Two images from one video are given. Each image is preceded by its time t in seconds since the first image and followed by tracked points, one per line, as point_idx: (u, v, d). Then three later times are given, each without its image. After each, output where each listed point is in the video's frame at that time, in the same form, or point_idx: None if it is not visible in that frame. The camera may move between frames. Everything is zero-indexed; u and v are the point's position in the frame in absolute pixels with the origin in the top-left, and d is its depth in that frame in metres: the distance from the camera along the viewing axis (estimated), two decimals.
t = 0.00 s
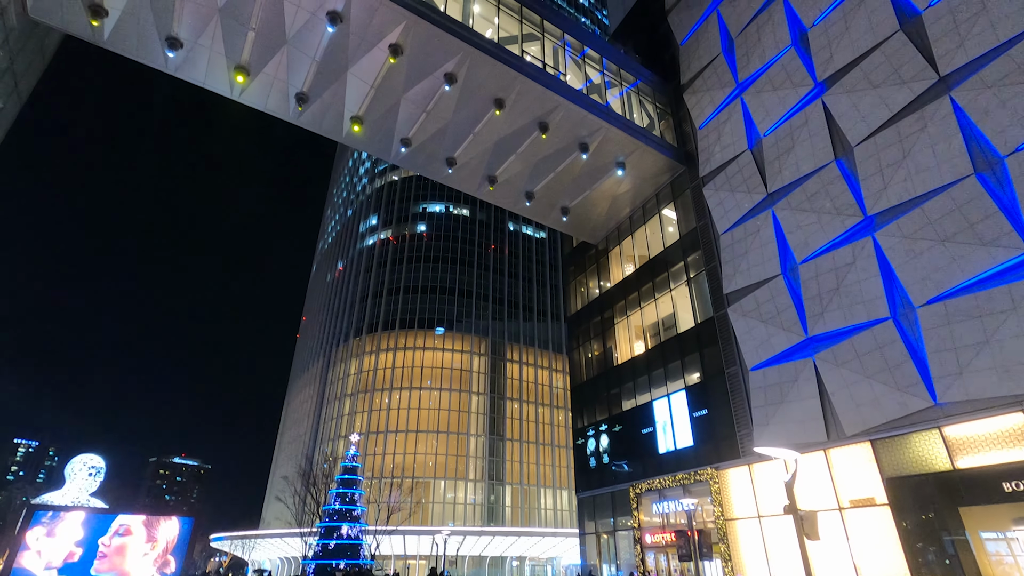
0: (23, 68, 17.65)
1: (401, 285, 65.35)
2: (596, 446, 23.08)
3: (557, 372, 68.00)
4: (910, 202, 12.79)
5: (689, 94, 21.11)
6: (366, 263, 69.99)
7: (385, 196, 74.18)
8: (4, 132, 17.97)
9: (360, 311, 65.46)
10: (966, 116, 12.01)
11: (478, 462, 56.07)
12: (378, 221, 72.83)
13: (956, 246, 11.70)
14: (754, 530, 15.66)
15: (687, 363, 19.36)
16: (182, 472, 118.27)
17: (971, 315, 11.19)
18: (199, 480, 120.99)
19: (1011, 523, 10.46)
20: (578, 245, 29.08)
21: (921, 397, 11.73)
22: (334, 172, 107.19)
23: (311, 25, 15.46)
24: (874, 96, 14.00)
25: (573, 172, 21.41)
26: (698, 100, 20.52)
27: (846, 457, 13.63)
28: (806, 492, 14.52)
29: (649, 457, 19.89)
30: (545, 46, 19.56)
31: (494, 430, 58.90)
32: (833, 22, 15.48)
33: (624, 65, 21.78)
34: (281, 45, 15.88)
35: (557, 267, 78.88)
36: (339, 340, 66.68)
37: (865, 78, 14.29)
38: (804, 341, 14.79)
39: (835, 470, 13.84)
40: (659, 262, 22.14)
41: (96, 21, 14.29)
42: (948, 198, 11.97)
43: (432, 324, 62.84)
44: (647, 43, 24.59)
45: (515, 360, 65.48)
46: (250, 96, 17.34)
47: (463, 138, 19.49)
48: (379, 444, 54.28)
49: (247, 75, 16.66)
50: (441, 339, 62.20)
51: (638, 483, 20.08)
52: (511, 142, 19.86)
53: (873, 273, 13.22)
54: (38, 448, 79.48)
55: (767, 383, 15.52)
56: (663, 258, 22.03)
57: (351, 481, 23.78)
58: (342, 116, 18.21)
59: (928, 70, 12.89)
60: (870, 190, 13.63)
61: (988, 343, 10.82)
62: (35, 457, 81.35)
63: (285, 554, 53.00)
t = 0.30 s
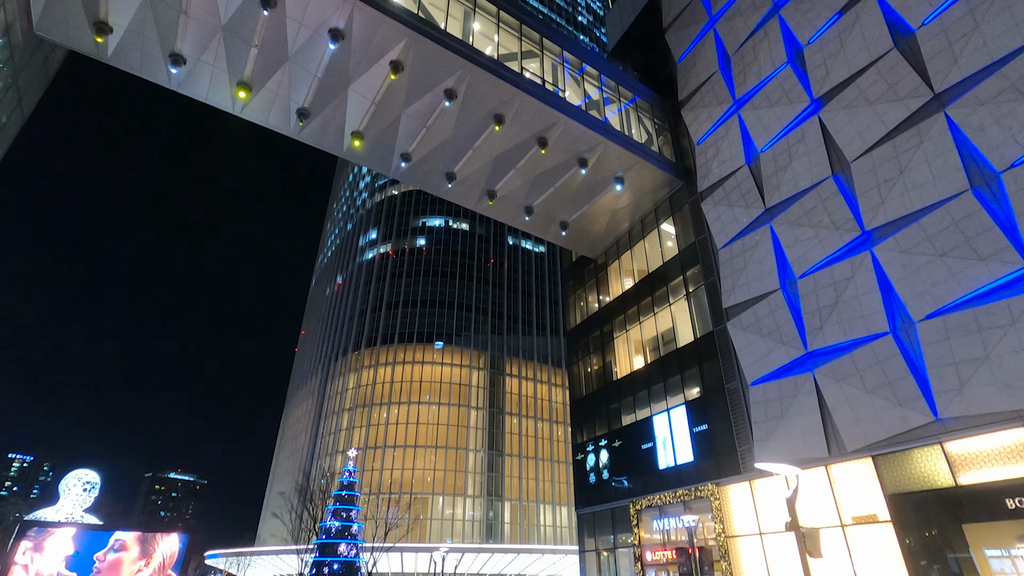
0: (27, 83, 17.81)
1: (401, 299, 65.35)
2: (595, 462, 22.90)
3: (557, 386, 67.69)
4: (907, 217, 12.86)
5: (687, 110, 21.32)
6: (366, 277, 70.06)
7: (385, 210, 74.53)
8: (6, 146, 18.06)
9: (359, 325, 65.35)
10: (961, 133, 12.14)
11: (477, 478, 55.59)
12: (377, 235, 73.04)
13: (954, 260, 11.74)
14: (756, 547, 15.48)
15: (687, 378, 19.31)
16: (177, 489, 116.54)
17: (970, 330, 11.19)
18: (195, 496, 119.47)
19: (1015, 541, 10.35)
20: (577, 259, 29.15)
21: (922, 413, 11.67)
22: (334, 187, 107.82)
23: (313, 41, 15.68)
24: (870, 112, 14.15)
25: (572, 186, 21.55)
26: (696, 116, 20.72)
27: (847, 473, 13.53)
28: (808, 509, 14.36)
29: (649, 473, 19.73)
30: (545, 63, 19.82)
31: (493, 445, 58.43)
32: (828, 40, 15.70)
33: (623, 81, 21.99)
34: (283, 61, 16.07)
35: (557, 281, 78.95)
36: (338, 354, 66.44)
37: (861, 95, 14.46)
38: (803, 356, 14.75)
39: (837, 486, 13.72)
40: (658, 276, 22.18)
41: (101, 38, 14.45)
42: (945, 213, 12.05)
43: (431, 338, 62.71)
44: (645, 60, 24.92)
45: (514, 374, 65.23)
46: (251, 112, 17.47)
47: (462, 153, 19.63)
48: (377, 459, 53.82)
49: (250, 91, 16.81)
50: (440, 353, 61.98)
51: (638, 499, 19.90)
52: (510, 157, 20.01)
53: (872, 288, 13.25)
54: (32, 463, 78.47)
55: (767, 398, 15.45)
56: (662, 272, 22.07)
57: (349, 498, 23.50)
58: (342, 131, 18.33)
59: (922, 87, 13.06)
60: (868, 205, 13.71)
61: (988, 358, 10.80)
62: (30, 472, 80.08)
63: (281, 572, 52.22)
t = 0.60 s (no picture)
0: (26, 96, 17.86)
1: (397, 311, 65.24)
2: (593, 475, 22.74)
3: (554, 399, 67.40)
4: (901, 230, 12.96)
5: (683, 124, 21.50)
6: (363, 289, 70.01)
7: (382, 223, 74.73)
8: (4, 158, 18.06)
9: (355, 337, 65.14)
10: (954, 148, 12.27)
11: (473, 492, 55.09)
12: (374, 247, 73.16)
13: (949, 273, 11.81)
14: (755, 562, 15.32)
15: (684, 391, 19.26)
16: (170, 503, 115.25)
17: (966, 343, 11.22)
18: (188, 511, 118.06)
19: (1015, 555, 10.29)
20: (574, 272, 29.20)
21: (920, 426, 11.65)
22: (332, 199, 108.11)
23: (313, 55, 15.85)
24: (863, 127, 14.31)
25: (569, 200, 21.66)
26: (691, 130, 20.91)
27: (846, 487, 13.46)
28: (807, 523, 14.25)
29: (647, 487, 19.59)
30: (542, 77, 20.02)
31: (490, 459, 58.01)
32: (821, 56, 15.92)
33: (619, 96, 22.18)
34: (282, 75, 16.19)
35: (553, 294, 79.07)
36: (334, 367, 66.10)
37: (854, 110, 14.63)
38: (801, 369, 14.74)
39: (836, 500, 13.64)
40: (655, 289, 22.21)
41: (100, 51, 14.53)
42: (939, 227, 12.14)
43: (428, 350, 62.51)
44: (641, 75, 25.21)
45: (511, 387, 64.96)
46: (250, 125, 17.52)
47: (460, 166, 19.73)
48: (372, 473, 53.34)
49: (248, 104, 16.89)
50: (437, 365, 61.72)
51: (636, 514, 19.72)
52: (508, 170, 20.12)
53: (868, 301, 13.28)
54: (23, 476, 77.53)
55: (765, 412, 15.39)
56: (658, 285, 22.10)
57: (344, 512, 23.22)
58: (340, 144, 18.40)
59: (914, 102, 13.23)
60: (862, 219, 13.80)
61: (984, 371, 10.82)
62: (20, 486, 79.12)
63: None
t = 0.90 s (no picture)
0: (27, 113, 18.00)
1: (396, 326, 65.09)
2: (592, 492, 22.52)
3: (553, 415, 67.00)
4: (897, 244, 13.04)
5: (679, 140, 21.67)
6: (361, 305, 69.94)
7: (381, 238, 74.96)
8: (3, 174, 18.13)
9: (353, 353, 64.90)
10: (947, 163, 12.40)
11: (472, 509, 54.51)
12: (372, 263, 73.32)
13: (945, 287, 11.85)
14: None
15: (684, 405, 19.18)
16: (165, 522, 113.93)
17: (965, 356, 11.22)
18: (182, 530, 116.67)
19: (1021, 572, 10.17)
20: (572, 286, 29.23)
21: (921, 440, 11.59)
22: (330, 214, 108.58)
23: (313, 73, 16.02)
24: (858, 142, 14.46)
25: (566, 215, 21.78)
26: (687, 146, 21.09)
27: (847, 502, 13.36)
28: (809, 540, 14.10)
29: (647, 503, 19.41)
30: (539, 94, 20.25)
31: (488, 475, 57.49)
32: (814, 73, 16.13)
33: (616, 112, 22.41)
34: (282, 92, 16.34)
35: (552, 309, 79.07)
36: (331, 383, 65.72)
37: (848, 126, 14.80)
38: (800, 383, 14.70)
39: (837, 516, 13.51)
40: (653, 303, 22.21)
41: (101, 69, 14.68)
42: (935, 240, 12.21)
43: (426, 366, 62.25)
44: (636, 92, 25.52)
45: (510, 402, 64.61)
46: (249, 142, 17.63)
47: (458, 182, 19.85)
48: (370, 490, 52.77)
49: (248, 121, 17.01)
50: (435, 381, 61.41)
51: (637, 531, 19.48)
52: (505, 186, 20.25)
53: (866, 315, 13.30)
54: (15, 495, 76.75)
55: (765, 426, 15.30)
56: (657, 299, 22.10)
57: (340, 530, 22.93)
58: (339, 160, 18.51)
59: (907, 118, 13.40)
60: (858, 233, 13.88)
61: (983, 385, 10.80)
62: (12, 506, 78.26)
63: None
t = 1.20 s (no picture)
0: (26, 129, 18.08)
1: (392, 341, 64.85)
2: (591, 508, 22.31)
3: (550, 429, 66.54)
4: (893, 259, 13.11)
5: (675, 155, 21.83)
6: (358, 319, 69.81)
7: (378, 253, 75.10)
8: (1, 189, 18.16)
9: (350, 367, 64.58)
10: (940, 178, 12.53)
11: (469, 526, 53.91)
12: (370, 277, 73.39)
13: (941, 301, 11.90)
14: None
15: (682, 420, 19.10)
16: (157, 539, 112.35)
17: (963, 370, 11.21)
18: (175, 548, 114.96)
19: None
20: (569, 301, 29.24)
21: (920, 455, 11.55)
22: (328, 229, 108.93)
23: (312, 89, 16.17)
24: (852, 158, 14.60)
25: (564, 229, 21.86)
26: (683, 161, 21.25)
27: (847, 518, 13.26)
28: (809, 557, 13.95)
29: (646, 519, 19.22)
30: (536, 110, 20.44)
31: (485, 491, 56.94)
32: (807, 90, 16.34)
33: (612, 128, 22.63)
34: (281, 108, 16.47)
35: (549, 323, 79.00)
36: (328, 398, 65.28)
37: (842, 141, 14.95)
38: (798, 398, 14.65)
39: (838, 532, 13.39)
40: (651, 317, 22.20)
41: (101, 85, 14.80)
42: (930, 255, 12.29)
43: (423, 380, 61.89)
44: (632, 108, 25.80)
45: (507, 417, 64.18)
46: (248, 157, 17.72)
47: (455, 196, 19.95)
48: (366, 507, 52.20)
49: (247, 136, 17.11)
50: (432, 396, 61.03)
51: (635, 547, 19.29)
52: (503, 201, 20.35)
53: (863, 329, 13.32)
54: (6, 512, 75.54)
55: (763, 442, 15.21)
56: (654, 313, 22.10)
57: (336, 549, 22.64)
58: (337, 175, 18.60)
59: (900, 134, 13.56)
60: (854, 247, 13.95)
61: (981, 399, 10.80)
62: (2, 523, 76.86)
63: None
